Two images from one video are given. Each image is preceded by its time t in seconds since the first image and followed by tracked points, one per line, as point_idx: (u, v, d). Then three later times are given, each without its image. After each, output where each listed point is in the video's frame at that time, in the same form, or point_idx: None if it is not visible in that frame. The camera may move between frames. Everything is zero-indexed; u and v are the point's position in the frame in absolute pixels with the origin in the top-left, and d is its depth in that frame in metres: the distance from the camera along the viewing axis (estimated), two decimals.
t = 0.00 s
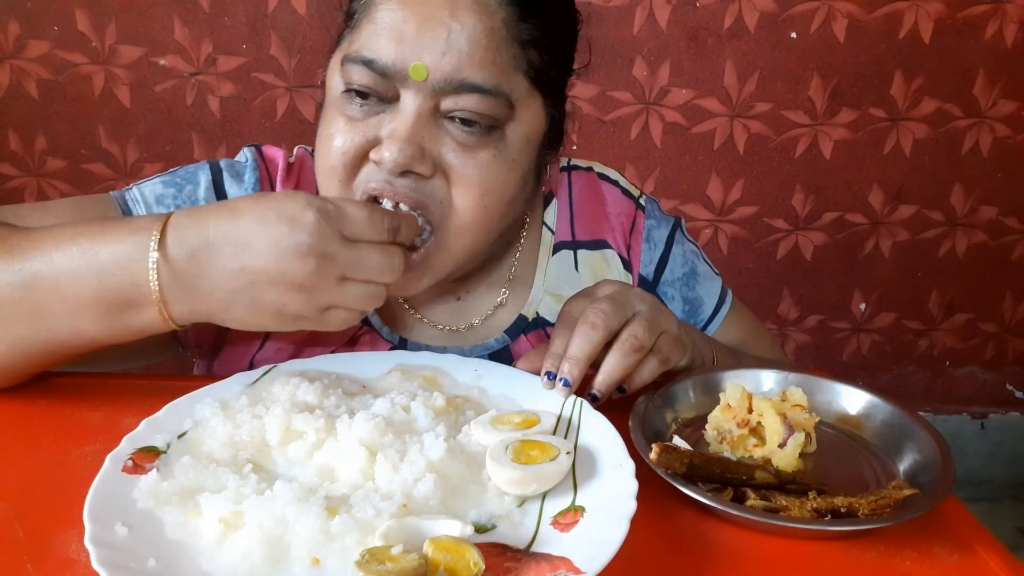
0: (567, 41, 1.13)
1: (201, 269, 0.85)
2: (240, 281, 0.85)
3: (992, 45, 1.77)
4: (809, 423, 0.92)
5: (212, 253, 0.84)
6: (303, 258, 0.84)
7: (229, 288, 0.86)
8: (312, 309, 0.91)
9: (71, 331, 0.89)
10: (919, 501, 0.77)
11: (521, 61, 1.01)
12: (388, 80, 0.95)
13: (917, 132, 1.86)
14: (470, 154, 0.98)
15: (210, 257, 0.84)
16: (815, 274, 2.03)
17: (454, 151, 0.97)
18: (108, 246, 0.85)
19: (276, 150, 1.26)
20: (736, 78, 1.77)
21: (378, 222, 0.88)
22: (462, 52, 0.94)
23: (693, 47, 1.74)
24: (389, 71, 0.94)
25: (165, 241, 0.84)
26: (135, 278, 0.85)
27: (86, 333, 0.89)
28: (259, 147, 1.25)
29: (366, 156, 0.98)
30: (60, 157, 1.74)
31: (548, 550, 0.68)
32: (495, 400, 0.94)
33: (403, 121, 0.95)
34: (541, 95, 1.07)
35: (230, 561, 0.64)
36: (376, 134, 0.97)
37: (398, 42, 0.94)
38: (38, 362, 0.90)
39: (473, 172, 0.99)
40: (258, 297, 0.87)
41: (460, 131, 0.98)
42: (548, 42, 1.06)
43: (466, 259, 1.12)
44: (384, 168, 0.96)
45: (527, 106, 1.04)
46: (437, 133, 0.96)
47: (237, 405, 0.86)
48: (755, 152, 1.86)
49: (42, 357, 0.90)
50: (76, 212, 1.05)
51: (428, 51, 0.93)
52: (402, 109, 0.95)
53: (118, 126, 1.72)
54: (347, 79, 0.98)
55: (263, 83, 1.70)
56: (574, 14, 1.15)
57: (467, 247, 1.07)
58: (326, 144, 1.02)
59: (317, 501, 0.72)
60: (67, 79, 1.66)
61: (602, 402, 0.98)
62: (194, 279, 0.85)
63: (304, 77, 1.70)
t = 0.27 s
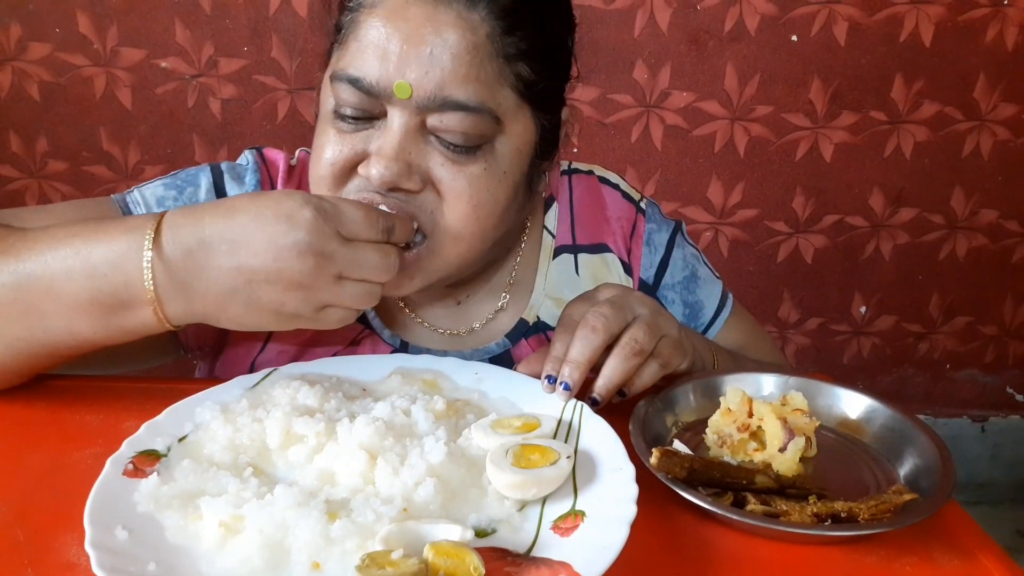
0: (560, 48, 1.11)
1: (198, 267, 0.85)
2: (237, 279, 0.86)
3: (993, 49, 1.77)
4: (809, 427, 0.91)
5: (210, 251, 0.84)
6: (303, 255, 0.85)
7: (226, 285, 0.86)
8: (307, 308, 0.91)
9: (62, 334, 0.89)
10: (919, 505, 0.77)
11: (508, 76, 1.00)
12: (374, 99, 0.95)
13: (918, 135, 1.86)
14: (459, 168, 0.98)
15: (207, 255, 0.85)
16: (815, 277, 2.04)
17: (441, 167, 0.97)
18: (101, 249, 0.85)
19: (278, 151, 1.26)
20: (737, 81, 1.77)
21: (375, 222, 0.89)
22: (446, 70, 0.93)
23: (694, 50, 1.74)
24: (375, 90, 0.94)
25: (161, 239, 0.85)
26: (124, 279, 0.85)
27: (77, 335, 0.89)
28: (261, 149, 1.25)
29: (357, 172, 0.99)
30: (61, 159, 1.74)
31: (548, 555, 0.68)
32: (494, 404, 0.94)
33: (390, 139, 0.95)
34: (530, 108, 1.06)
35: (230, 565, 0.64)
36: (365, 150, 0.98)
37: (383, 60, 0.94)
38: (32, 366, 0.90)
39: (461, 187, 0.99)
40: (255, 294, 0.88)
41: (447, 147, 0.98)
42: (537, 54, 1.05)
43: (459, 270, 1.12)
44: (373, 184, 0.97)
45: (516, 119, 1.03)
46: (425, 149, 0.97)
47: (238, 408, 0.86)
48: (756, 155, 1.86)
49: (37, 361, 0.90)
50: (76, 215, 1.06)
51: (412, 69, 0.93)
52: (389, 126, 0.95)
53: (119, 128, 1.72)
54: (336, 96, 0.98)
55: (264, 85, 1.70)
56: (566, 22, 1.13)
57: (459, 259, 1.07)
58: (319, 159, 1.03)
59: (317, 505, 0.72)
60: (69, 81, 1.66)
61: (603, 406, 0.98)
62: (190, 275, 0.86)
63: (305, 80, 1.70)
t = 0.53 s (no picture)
0: (564, 48, 1.10)
1: (179, 274, 0.83)
2: (214, 286, 0.83)
3: (996, 48, 1.76)
4: (811, 429, 0.91)
5: (192, 259, 0.83)
6: (277, 264, 0.81)
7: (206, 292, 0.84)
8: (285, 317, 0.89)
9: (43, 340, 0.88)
10: (922, 508, 0.77)
11: (516, 76, 0.99)
12: (380, 100, 0.94)
13: (920, 135, 1.85)
14: (464, 171, 0.98)
15: (190, 262, 0.83)
16: (817, 278, 2.03)
17: (447, 169, 0.97)
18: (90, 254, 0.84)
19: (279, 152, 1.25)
20: (738, 81, 1.76)
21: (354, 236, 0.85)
22: (454, 72, 0.92)
23: (695, 50, 1.73)
24: (381, 91, 0.94)
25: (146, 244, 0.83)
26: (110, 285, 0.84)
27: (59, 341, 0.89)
28: (261, 149, 1.25)
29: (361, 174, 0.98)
30: (60, 159, 1.74)
31: (548, 558, 0.67)
32: (494, 406, 0.93)
33: (396, 141, 0.94)
34: (537, 110, 1.05)
35: (228, 568, 0.63)
36: (369, 153, 0.97)
37: (390, 61, 0.93)
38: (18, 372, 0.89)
39: (466, 189, 0.98)
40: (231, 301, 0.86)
41: (453, 149, 0.97)
42: (543, 54, 1.04)
43: (462, 271, 1.12)
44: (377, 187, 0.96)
45: (522, 121, 1.02)
46: (430, 151, 0.96)
47: (237, 410, 0.85)
48: (757, 155, 1.86)
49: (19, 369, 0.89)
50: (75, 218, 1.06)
51: (419, 70, 0.92)
52: (395, 128, 0.95)
53: (118, 127, 1.72)
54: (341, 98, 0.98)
55: (263, 85, 1.69)
56: (571, 23, 1.13)
57: (463, 260, 1.07)
58: (321, 162, 1.02)
59: (315, 507, 0.71)
60: (68, 80, 1.66)
61: (603, 408, 0.97)
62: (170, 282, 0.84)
63: (304, 79, 1.70)
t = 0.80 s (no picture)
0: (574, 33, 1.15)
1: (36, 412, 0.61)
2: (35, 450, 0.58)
3: (995, 48, 1.77)
4: (810, 430, 0.91)
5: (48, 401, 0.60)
6: (84, 462, 0.54)
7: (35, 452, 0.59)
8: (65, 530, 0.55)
9: None
10: (922, 509, 0.77)
11: (532, 53, 1.03)
12: (401, 75, 0.97)
13: (919, 135, 1.85)
14: (485, 145, 1.00)
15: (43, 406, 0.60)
16: (816, 277, 2.03)
17: (469, 142, 0.98)
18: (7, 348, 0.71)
19: (281, 151, 1.25)
20: (738, 81, 1.77)
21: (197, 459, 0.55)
22: (474, 45, 0.96)
23: (695, 50, 1.73)
24: (403, 66, 0.96)
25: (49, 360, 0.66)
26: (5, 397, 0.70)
27: None
28: (263, 148, 1.23)
29: (383, 151, 0.99)
30: (60, 158, 1.74)
31: (549, 559, 0.67)
32: (494, 407, 0.93)
33: (419, 114, 0.96)
34: (552, 89, 1.08)
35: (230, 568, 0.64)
36: (391, 129, 0.98)
37: (411, 37, 0.96)
38: None
39: (487, 164, 1.00)
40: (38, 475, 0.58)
41: (473, 124, 0.99)
42: (557, 37, 1.08)
43: (482, 255, 1.11)
44: (401, 161, 0.97)
45: (539, 98, 1.05)
46: (452, 125, 0.98)
47: (240, 408, 0.85)
48: (757, 155, 1.86)
49: None
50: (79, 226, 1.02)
51: (442, 43, 0.95)
52: (416, 102, 0.97)
53: (119, 127, 1.72)
54: (361, 78, 1.00)
55: (263, 84, 1.70)
56: (579, 13, 1.18)
57: (484, 242, 1.07)
58: (340, 144, 1.03)
59: (316, 508, 0.72)
60: (69, 80, 1.66)
61: (604, 408, 0.98)
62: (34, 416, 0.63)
63: (304, 79, 1.70)
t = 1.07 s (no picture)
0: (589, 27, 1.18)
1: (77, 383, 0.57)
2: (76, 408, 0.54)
3: (994, 49, 1.77)
4: (811, 429, 0.91)
5: (96, 367, 0.57)
6: (139, 405, 0.51)
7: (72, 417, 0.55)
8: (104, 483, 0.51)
9: None
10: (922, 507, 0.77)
11: (554, 49, 1.06)
12: (429, 69, 0.99)
13: (919, 135, 1.86)
14: (509, 136, 1.03)
15: (90, 373, 0.57)
16: (816, 278, 2.03)
17: (493, 134, 1.02)
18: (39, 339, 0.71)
19: (289, 149, 1.25)
20: (738, 81, 1.77)
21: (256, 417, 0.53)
22: (501, 41, 0.99)
23: (694, 51, 1.74)
24: (432, 60, 0.98)
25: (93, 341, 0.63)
26: (38, 379, 0.70)
27: None
28: (271, 147, 1.25)
29: (409, 142, 1.01)
30: (61, 159, 1.74)
31: (549, 558, 0.68)
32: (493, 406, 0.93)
33: (447, 107, 0.99)
34: (569, 82, 1.12)
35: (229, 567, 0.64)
36: (418, 120, 1.01)
37: (438, 33, 0.98)
38: None
39: (511, 154, 1.04)
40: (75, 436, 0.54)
41: (498, 116, 1.02)
42: (575, 32, 1.11)
43: (500, 238, 1.15)
44: (429, 152, 1.00)
45: (558, 91, 1.09)
46: (478, 117, 1.01)
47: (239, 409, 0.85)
48: (756, 156, 1.86)
49: None
50: (94, 226, 1.02)
51: (471, 39, 0.97)
52: (444, 95, 0.99)
53: (119, 128, 1.72)
54: (386, 70, 1.01)
55: (263, 86, 1.70)
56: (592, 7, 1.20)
57: (504, 228, 1.10)
58: (364, 135, 1.05)
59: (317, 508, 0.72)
60: (69, 81, 1.66)
61: (604, 407, 0.98)
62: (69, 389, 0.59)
63: (304, 80, 1.70)
